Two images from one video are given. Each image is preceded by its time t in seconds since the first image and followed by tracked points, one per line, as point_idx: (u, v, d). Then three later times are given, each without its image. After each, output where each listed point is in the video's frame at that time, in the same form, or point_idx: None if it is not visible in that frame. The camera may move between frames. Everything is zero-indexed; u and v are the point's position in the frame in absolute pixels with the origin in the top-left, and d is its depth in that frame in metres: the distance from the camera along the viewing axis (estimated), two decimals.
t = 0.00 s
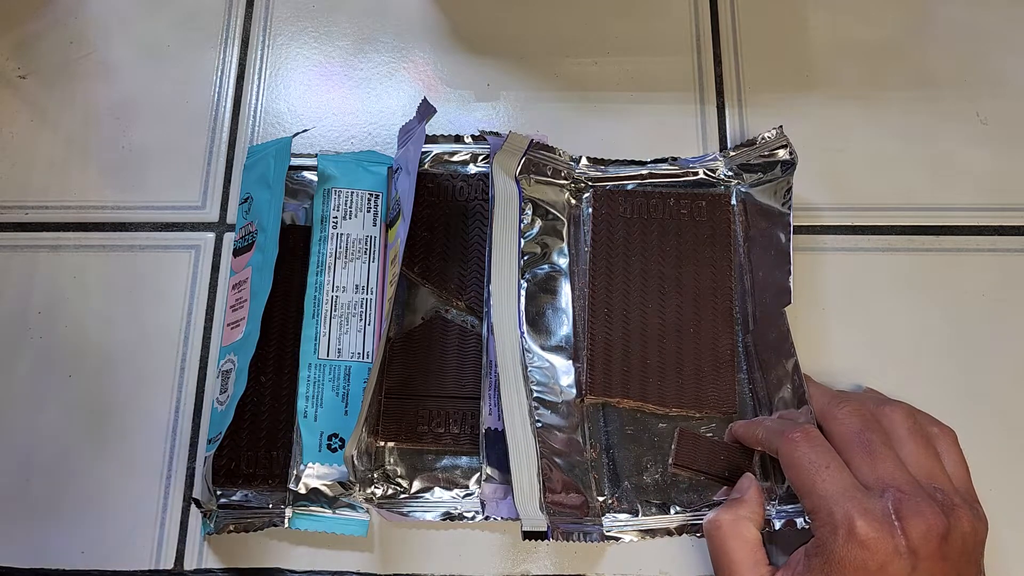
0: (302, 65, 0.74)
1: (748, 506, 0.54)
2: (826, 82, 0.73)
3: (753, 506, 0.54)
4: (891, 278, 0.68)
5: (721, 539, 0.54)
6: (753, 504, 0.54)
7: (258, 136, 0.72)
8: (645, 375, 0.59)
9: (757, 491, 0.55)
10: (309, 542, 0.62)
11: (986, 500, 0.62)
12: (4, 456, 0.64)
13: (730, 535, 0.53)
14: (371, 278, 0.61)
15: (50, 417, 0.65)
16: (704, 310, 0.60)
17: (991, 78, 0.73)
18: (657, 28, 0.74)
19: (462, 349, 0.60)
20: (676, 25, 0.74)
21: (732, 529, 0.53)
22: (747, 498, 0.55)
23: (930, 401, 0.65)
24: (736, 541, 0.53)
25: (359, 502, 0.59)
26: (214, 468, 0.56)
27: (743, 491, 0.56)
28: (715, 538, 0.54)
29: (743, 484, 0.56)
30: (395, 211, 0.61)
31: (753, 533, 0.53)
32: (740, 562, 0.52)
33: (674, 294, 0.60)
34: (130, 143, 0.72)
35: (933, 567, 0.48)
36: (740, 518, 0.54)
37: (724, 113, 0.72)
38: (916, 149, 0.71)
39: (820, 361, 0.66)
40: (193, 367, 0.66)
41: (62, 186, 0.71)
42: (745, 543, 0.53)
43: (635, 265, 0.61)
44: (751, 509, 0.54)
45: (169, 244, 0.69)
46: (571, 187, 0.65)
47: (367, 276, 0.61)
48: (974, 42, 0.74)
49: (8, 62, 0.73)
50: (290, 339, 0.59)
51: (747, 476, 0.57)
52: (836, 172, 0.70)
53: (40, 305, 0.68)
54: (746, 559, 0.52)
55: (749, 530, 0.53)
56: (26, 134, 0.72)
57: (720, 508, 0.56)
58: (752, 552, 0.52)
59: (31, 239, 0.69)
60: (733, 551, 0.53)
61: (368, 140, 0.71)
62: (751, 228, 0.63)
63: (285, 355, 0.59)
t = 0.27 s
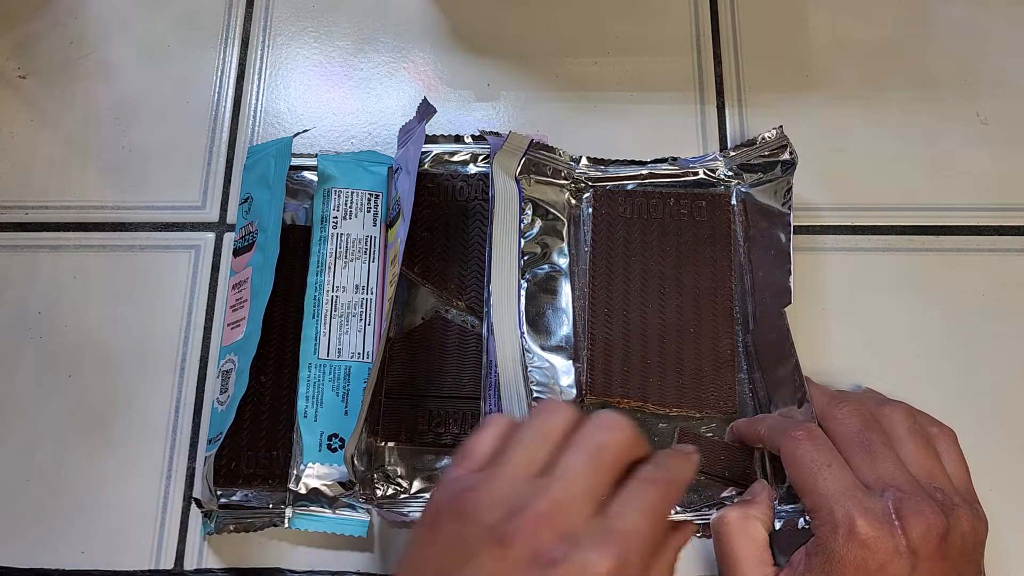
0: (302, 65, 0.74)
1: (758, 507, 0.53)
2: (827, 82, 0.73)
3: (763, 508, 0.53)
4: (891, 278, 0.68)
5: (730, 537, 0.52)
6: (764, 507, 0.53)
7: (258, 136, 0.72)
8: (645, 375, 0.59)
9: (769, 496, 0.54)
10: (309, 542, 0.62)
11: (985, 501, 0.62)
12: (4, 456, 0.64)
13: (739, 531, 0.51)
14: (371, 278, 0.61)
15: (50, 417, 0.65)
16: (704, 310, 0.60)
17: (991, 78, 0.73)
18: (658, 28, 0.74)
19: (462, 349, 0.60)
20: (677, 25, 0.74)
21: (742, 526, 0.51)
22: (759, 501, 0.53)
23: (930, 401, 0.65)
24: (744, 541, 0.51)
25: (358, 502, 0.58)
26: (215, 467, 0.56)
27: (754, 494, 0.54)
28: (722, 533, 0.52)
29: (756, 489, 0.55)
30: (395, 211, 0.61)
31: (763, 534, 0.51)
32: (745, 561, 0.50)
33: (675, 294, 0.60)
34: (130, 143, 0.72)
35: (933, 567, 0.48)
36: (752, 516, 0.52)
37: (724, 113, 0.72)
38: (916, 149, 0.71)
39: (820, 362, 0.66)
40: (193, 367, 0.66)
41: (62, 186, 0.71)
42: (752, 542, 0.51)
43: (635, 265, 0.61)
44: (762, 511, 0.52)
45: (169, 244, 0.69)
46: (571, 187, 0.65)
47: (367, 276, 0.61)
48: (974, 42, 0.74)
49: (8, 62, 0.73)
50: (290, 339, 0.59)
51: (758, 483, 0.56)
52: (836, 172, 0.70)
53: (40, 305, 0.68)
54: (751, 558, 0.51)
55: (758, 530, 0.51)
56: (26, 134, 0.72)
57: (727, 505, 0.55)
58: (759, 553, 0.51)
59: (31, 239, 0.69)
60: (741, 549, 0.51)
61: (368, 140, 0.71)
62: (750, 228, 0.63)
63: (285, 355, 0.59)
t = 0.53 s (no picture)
0: (302, 65, 0.74)
1: (762, 505, 0.52)
2: (826, 82, 0.73)
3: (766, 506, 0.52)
4: (891, 278, 0.68)
5: (732, 536, 0.51)
6: (767, 505, 0.52)
7: (258, 136, 0.72)
8: (645, 375, 0.59)
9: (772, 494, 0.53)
10: (309, 542, 0.62)
11: (986, 501, 0.62)
12: (4, 456, 0.64)
13: (741, 531, 0.51)
14: (371, 278, 0.61)
15: (50, 417, 0.65)
16: (704, 310, 0.60)
17: (991, 78, 0.73)
18: (658, 28, 0.74)
19: (462, 349, 0.60)
20: (676, 25, 0.74)
21: (744, 525, 0.51)
22: (762, 499, 0.53)
23: (930, 401, 0.65)
24: (748, 540, 0.51)
25: (358, 502, 0.59)
26: (214, 468, 0.56)
27: (756, 492, 0.54)
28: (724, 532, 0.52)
29: (759, 488, 0.54)
30: (395, 211, 0.61)
31: (766, 532, 0.51)
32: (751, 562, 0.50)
33: (675, 294, 0.60)
34: (130, 143, 0.72)
35: (934, 567, 0.48)
36: (755, 515, 0.51)
37: (724, 113, 0.72)
38: (916, 149, 0.71)
39: (820, 362, 0.66)
40: (193, 367, 0.66)
41: (62, 186, 0.71)
42: (755, 541, 0.51)
43: (636, 265, 0.61)
44: (766, 510, 0.52)
45: (169, 244, 0.69)
46: (571, 187, 0.65)
47: (367, 276, 0.61)
48: (974, 42, 0.74)
49: (8, 62, 0.73)
50: (290, 339, 0.59)
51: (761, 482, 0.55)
52: (836, 172, 0.70)
53: (40, 305, 0.68)
54: (753, 557, 0.51)
55: (762, 528, 0.51)
56: (26, 134, 0.72)
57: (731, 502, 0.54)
58: (761, 552, 0.51)
59: (31, 239, 0.69)
60: (743, 548, 0.51)
61: (368, 140, 0.71)
62: (750, 228, 0.63)
63: (285, 355, 0.59)
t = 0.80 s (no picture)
0: (302, 65, 0.74)
1: (761, 506, 0.52)
2: (826, 82, 0.73)
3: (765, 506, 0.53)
4: (891, 279, 0.68)
5: (731, 536, 0.52)
6: (766, 505, 0.52)
7: (258, 136, 0.72)
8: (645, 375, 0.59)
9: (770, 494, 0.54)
10: (309, 543, 0.62)
11: (986, 501, 0.62)
12: (4, 456, 0.64)
13: (740, 531, 0.51)
14: (371, 278, 0.61)
15: (50, 417, 0.65)
16: (704, 310, 0.60)
17: (991, 78, 0.73)
18: (658, 28, 0.74)
19: (462, 349, 0.60)
20: (677, 25, 0.74)
21: (743, 526, 0.51)
22: (761, 499, 0.53)
23: (930, 401, 0.65)
24: (748, 541, 0.51)
25: (359, 502, 0.58)
26: (214, 468, 0.56)
27: (755, 492, 0.54)
28: (723, 533, 0.52)
29: (757, 488, 0.55)
30: (395, 211, 0.61)
31: (765, 533, 0.51)
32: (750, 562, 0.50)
33: (675, 294, 0.60)
34: (130, 143, 0.72)
35: (934, 567, 0.48)
36: (753, 515, 0.52)
37: (724, 113, 0.72)
38: (916, 149, 0.71)
39: (820, 362, 0.66)
40: (193, 367, 0.66)
41: (62, 186, 0.71)
42: (755, 542, 0.51)
43: (635, 265, 0.61)
44: (765, 510, 0.52)
45: (169, 244, 0.69)
46: (571, 187, 0.65)
47: (367, 276, 0.61)
48: (974, 43, 0.74)
49: (8, 62, 0.73)
50: (290, 339, 0.59)
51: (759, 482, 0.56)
52: (836, 172, 0.70)
53: (40, 305, 0.68)
54: (753, 557, 0.51)
55: (761, 529, 0.51)
56: (26, 134, 0.72)
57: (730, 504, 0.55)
58: (760, 553, 0.51)
59: (31, 239, 0.69)
60: (743, 549, 0.51)
61: (368, 140, 0.71)
62: (750, 228, 0.63)
63: (285, 355, 0.59)
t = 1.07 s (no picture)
0: (302, 65, 0.74)
1: (761, 506, 0.53)
2: (826, 83, 0.73)
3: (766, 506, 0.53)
4: (891, 278, 0.68)
5: (731, 536, 0.52)
6: (767, 505, 0.53)
7: (258, 136, 0.72)
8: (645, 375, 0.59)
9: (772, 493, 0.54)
10: (309, 543, 0.62)
11: (985, 501, 0.62)
12: (4, 456, 0.64)
13: (740, 531, 0.52)
14: (371, 278, 0.61)
15: (50, 417, 0.65)
16: (704, 310, 0.60)
17: (991, 78, 0.73)
18: (658, 28, 0.74)
19: (462, 349, 0.60)
20: (677, 25, 0.74)
21: (744, 526, 0.52)
22: (763, 499, 0.53)
23: (930, 401, 0.65)
24: (749, 540, 0.51)
25: (358, 503, 0.58)
26: (214, 468, 0.56)
27: (755, 491, 0.54)
28: (723, 533, 0.52)
29: (758, 487, 0.55)
30: (395, 211, 0.61)
31: (765, 534, 0.52)
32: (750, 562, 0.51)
33: (675, 294, 0.60)
34: (130, 143, 0.72)
35: (934, 567, 0.48)
36: (755, 516, 0.52)
37: (724, 113, 0.72)
38: (916, 149, 0.71)
39: (820, 362, 0.66)
40: (193, 367, 0.66)
41: (62, 186, 0.71)
42: (755, 541, 0.51)
43: (635, 264, 0.61)
44: (765, 510, 0.52)
45: (169, 244, 0.69)
46: (571, 187, 0.65)
47: (368, 276, 0.61)
48: (973, 43, 0.74)
49: (8, 62, 0.73)
50: (290, 339, 0.59)
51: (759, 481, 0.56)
52: (836, 172, 0.70)
53: (41, 305, 0.68)
54: (753, 557, 0.51)
55: (762, 529, 0.52)
56: (26, 134, 0.72)
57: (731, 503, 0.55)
58: (761, 552, 0.51)
59: (31, 239, 0.69)
60: (743, 549, 0.51)
61: (368, 140, 0.71)
62: (750, 228, 0.63)
63: (285, 355, 0.59)
